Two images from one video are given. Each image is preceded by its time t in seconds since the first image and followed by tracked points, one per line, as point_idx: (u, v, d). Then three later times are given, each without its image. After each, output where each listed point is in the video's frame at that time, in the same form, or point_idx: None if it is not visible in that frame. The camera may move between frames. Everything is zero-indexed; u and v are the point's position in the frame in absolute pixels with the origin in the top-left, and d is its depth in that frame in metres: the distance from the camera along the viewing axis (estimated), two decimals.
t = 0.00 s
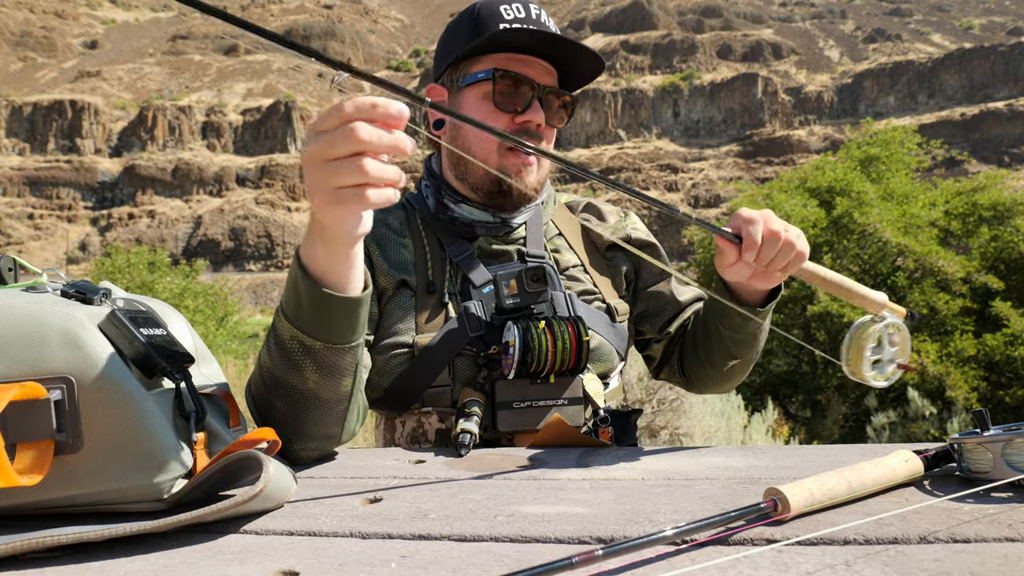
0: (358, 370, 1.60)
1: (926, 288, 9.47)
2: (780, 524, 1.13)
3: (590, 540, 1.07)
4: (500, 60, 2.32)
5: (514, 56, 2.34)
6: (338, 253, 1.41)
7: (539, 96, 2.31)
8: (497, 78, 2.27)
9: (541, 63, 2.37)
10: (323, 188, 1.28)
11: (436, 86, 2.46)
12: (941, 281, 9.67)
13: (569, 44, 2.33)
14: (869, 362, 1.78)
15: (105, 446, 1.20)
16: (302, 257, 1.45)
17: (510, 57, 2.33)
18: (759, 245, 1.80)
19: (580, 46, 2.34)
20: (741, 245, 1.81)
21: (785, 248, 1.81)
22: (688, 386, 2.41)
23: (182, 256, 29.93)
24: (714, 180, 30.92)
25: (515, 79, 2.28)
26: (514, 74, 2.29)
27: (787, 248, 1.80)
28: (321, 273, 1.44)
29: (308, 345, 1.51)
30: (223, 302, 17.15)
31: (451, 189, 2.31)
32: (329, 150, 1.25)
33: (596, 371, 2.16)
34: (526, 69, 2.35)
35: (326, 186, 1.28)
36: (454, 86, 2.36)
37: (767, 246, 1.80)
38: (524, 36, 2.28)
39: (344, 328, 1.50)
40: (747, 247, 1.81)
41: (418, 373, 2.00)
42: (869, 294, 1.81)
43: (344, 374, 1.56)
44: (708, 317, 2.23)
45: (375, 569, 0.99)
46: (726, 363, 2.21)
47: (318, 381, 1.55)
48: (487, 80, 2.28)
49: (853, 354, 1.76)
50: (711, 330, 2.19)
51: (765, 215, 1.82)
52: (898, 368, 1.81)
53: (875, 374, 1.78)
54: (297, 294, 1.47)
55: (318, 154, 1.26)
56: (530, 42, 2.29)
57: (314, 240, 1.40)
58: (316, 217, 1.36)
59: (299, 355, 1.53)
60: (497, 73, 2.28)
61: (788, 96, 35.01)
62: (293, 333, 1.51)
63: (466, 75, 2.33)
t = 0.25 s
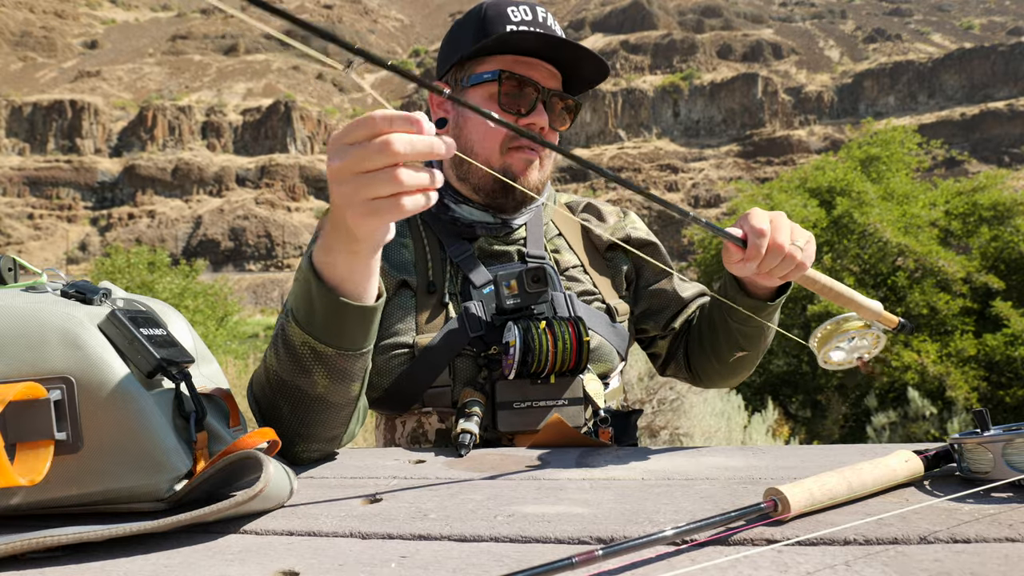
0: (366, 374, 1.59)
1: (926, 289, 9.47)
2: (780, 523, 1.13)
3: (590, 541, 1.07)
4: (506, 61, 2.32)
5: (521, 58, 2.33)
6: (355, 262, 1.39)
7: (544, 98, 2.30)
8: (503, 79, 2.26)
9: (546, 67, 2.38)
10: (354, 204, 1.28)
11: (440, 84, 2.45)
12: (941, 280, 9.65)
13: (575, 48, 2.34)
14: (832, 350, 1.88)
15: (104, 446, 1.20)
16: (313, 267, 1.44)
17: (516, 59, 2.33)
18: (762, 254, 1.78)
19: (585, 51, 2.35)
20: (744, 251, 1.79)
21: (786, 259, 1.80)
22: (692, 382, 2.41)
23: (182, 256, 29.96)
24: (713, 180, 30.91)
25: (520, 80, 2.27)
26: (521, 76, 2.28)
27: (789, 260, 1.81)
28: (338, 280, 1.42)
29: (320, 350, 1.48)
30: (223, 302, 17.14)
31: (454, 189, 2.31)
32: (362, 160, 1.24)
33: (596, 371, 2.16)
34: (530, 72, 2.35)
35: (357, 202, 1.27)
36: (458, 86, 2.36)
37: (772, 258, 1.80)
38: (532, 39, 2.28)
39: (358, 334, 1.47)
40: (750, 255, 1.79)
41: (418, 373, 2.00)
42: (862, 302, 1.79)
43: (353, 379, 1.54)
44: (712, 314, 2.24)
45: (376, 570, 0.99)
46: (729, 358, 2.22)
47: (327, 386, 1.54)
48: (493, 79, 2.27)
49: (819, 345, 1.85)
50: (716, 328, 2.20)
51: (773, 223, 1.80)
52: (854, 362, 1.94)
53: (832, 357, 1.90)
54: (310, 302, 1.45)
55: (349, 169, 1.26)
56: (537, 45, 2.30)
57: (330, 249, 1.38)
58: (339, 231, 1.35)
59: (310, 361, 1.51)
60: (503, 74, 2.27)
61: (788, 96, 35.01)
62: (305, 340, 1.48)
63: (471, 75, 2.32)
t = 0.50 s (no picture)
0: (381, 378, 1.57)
1: (926, 288, 9.47)
2: (781, 523, 1.13)
3: (590, 541, 1.07)
4: (508, 62, 2.32)
5: (524, 59, 2.34)
6: (394, 272, 1.31)
7: (546, 99, 2.30)
8: (505, 79, 2.26)
9: (549, 68, 2.38)
10: (412, 226, 1.19)
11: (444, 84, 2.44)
12: (941, 280, 9.65)
13: (578, 50, 2.33)
14: (842, 356, 1.87)
15: (103, 445, 1.20)
16: (342, 267, 1.34)
17: (519, 60, 2.33)
18: (766, 253, 1.78)
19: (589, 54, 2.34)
20: (748, 250, 1.79)
21: (789, 257, 1.81)
22: (693, 383, 2.41)
23: (182, 256, 29.98)
24: (713, 180, 30.86)
25: (523, 81, 2.27)
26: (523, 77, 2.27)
27: (792, 257, 1.80)
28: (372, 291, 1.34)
29: (341, 356, 1.46)
30: (223, 302, 17.15)
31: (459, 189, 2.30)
32: (425, 186, 1.14)
33: (596, 371, 2.16)
34: (533, 73, 2.35)
35: (415, 226, 1.19)
36: (462, 86, 2.35)
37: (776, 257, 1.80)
38: (537, 40, 2.28)
39: (379, 341, 1.43)
40: (752, 253, 1.79)
41: (419, 373, 2.00)
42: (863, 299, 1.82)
43: (370, 382, 1.53)
44: (710, 315, 2.25)
45: (377, 570, 0.99)
46: (729, 359, 2.22)
47: (346, 388, 1.53)
48: (495, 79, 2.26)
49: (831, 349, 1.84)
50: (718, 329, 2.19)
51: (775, 221, 1.79)
52: (864, 366, 1.92)
53: (844, 364, 1.88)
54: (337, 302, 1.39)
55: (411, 194, 1.15)
56: (540, 46, 2.30)
57: (370, 258, 1.29)
58: (386, 243, 1.25)
59: (330, 364, 1.49)
60: (505, 75, 2.26)
61: (788, 96, 35.03)
62: (326, 345, 1.46)
63: (474, 75, 2.32)
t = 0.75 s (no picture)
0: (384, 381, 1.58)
1: (926, 288, 9.47)
2: (780, 523, 1.13)
3: (590, 540, 1.07)
4: (505, 60, 2.32)
5: (521, 58, 2.34)
6: (405, 279, 1.38)
7: (544, 97, 2.29)
8: (502, 77, 2.26)
9: (547, 65, 2.37)
10: (418, 235, 1.27)
11: (444, 84, 2.46)
12: (941, 281, 9.64)
13: (575, 47, 2.33)
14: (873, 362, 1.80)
15: (104, 446, 1.20)
16: (355, 273, 1.41)
17: (516, 58, 2.33)
18: (764, 252, 1.79)
19: (586, 51, 2.34)
20: (747, 252, 1.81)
21: (787, 254, 1.80)
22: (693, 385, 2.41)
23: (182, 256, 29.99)
24: (714, 180, 30.85)
25: (521, 80, 2.27)
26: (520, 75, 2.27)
27: (789, 254, 1.80)
28: (380, 298, 1.40)
29: (350, 361, 1.48)
30: (223, 303, 17.15)
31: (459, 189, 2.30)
32: (431, 194, 1.23)
33: (597, 372, 2.16)
34: (530, 71, 2.35)
35: (422, 236, 1.28)
36: (460, 86, 2.36)
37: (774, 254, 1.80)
38: (531, 38, 2.27)
39: (389, 349, 1.46)
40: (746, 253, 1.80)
41: (418, 374, 2.00)
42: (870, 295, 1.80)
43: (374, 387, 1.53)
44: (709, 317, 2.24)
45: (376, 569, 0.99)
46: (729, 361, 2.22)
47: (352, 392, 1.53)
48: (490, 77, 2.27)
49: (856, 355, 1.78)
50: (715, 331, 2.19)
51: (769, 221, 1.80)
52: (900, 367, 1.82)
53: (878, 373, 1.80)
54: (349, 306, 1.42)
55: (417, 202, 1.24)
56: (536, 43, 2.30)
57: (380, 264, 1.36)
58: (395, 252, 1.33)
59: (338, 368, 1.50)
60: (502, 73, 2.26)
61: (788, 96, 35.03)
62: (335, 349, 1.47)
63: (471, 74, 2.32)
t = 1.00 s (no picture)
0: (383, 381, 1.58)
1: (926, 289, 9.46)
2: (780, 524, 1.13)
3: (590, 541, 1.07)
4: (511, 60, 2.31)
5: (527, 57, 2.33)
6: (401, 276, 1.38)
7: (549, 98, 2.30)
8: (508, 77, 2.26)
9: (553, 64, 2.36)
10: (414, 226, 1.27)
11: (447, 84, 2.45)
12: (941, 281, 9.64)
13: (581, 46, 2.32)
14: (890, 370, 1.77)
15: (103, 446, 1.20)
16: (352, 272, 1.40)
17: (521, 58, 2.32)
18: (763, 254, 1.79)
19: (593, 51, 2.33)
20: (745, 252, 1.80)
21: (788, 257, 1.80)
22: (693, 386, 2.41)
23: (182, 256, 30.00)
24: (714, 180, 30.86)
25: (527, 80, 2.27)
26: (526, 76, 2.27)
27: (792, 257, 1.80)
28: (378, 295, 1.40)
29: (348, 360, 1.48)
30: (223, 302, 17.15)
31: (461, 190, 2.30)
32: (425, 186, 1.23)
33: (597, 374, 2.16)
34: (536, 71, 2.34)
35: (418, 226, 1.27)
36: (464, 86, 2.36)
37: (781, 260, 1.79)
38: (538, 39, 2.26)
39: (387, 346, 1.47)
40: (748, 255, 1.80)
41: (419, 374, 2.00)
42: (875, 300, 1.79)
43: (374, 385, 1.54)
44: (709, 319, 2.24)
45: (376, 569, 0.99)
46: (728, 361, 2.22)
47: (350, 391, 1.53)
48: (496, 77, 2.27)
49: (872, 364, 1.75)
50: (713, 331, 2.19)
51: (769, 224, 1.79)
52: (917, 376, 1.79)
53: (897, 384, 1.76)
54: (346, 304, 1.42)
55: (412, 192, 1.24)
56: (542, 45, 2.29)
57: (377, 261, 1.36)
58: (391, 247, 1.33)
59: (335, 368, 1.50)
60: (509, 73, 2.26)
61: (788, 96, 35.03)
62: (333, 347, 1.47)
63: (477, 73, 2.32)
